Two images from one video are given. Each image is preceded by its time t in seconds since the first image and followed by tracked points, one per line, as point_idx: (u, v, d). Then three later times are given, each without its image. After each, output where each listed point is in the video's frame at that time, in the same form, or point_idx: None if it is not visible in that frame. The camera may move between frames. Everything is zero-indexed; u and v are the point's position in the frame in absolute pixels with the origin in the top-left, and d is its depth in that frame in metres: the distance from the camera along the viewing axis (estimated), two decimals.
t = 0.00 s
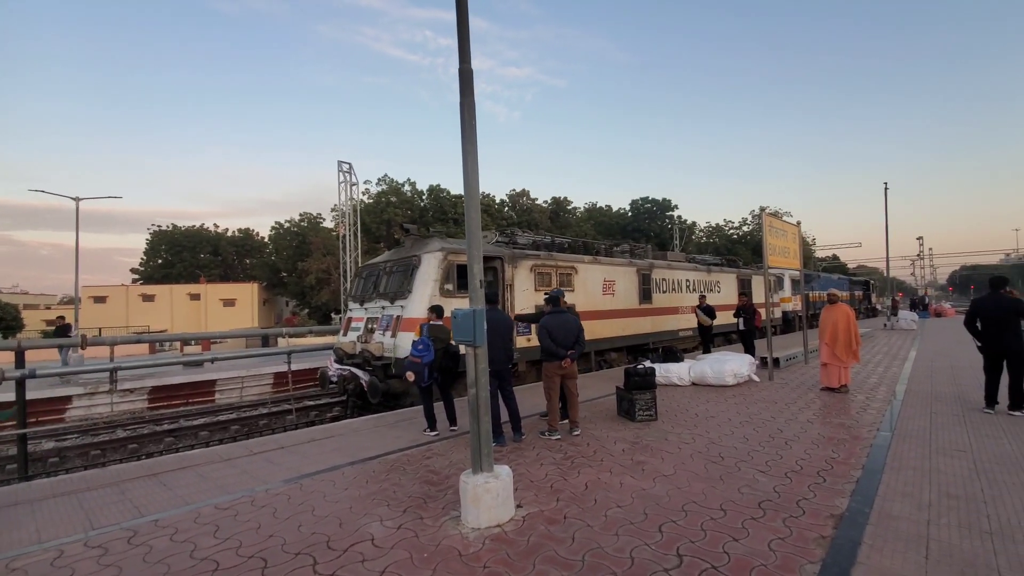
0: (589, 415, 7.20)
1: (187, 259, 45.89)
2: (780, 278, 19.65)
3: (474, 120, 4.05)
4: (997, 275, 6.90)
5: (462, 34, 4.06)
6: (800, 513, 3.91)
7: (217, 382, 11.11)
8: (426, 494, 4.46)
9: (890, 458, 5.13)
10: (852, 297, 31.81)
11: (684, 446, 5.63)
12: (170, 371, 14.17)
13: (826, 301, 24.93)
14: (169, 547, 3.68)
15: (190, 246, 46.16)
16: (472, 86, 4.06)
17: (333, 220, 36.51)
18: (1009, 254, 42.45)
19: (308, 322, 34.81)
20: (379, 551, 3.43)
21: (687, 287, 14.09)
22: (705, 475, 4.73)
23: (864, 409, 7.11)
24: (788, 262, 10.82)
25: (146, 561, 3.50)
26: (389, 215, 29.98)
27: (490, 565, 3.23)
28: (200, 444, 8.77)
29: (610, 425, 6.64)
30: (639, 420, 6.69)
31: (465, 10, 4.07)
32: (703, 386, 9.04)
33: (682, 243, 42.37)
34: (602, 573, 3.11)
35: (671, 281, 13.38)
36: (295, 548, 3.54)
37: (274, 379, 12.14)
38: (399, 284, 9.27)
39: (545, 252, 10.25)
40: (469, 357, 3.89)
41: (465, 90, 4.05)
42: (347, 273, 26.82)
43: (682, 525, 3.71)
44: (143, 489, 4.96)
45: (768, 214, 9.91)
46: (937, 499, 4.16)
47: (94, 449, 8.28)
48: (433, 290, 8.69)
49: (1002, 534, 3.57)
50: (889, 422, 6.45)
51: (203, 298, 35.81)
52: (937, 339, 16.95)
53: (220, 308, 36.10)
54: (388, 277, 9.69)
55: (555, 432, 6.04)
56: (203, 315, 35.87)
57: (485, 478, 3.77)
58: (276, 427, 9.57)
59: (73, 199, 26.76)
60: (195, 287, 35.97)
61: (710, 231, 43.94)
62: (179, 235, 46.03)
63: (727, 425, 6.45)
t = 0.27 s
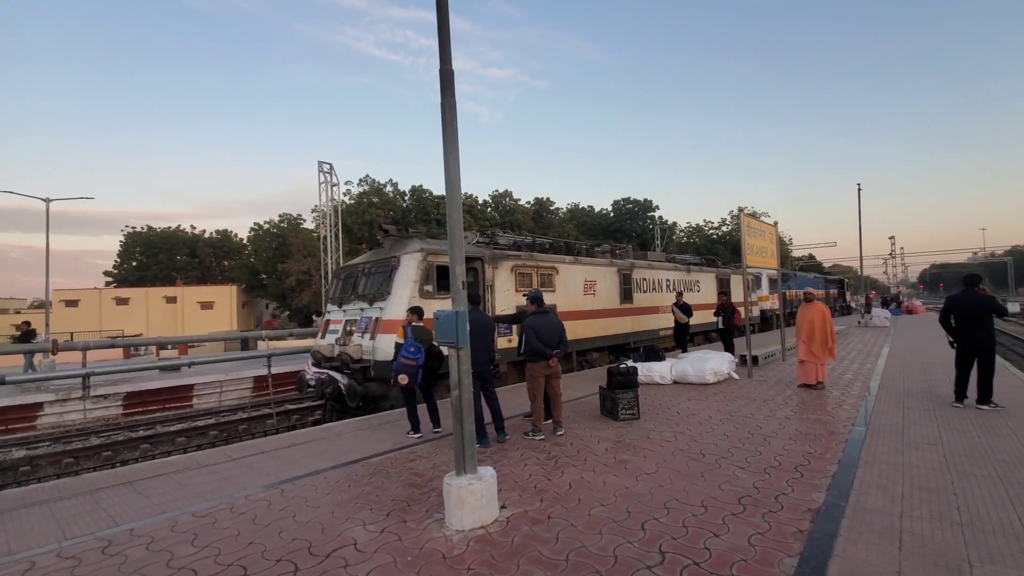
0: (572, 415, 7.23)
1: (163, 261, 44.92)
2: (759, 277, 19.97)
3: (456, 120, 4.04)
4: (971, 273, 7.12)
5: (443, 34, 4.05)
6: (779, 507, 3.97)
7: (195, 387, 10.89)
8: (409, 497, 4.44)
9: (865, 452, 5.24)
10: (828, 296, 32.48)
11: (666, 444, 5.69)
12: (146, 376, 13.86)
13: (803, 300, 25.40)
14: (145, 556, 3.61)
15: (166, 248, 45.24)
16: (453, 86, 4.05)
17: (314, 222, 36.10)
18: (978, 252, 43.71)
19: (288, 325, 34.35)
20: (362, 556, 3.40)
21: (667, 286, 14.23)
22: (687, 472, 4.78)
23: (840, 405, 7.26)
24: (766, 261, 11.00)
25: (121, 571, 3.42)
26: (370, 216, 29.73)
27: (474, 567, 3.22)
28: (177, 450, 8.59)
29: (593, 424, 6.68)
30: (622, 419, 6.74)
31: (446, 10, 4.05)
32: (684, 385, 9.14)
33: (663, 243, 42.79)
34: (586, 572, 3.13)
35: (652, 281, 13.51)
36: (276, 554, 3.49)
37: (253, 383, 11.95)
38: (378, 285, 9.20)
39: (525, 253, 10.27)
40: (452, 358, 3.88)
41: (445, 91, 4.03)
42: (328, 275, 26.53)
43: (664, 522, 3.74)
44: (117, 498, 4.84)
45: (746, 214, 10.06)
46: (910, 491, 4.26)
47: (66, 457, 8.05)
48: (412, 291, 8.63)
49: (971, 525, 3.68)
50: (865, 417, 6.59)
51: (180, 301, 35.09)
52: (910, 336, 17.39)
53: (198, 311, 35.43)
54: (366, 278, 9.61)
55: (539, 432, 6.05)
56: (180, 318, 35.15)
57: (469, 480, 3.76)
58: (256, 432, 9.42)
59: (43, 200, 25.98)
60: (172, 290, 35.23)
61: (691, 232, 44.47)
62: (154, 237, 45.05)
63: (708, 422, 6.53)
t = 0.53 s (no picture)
0: (561, 414, 7.24)
1: (145, 263, 44.19)
2: (744, 276, 20.19)
3: (443, 120, 4.03)
4: (955, 271, 7.25)
5: (430, 34, 4.03)
6: (766, 504, 4.01)
7: (179, 391, 10.72)
8: (399, 499, 4.41)
9: (849, 448, 5.32)
10: (811, 295, 32.92)
11: (655, 443, 5.72)
12: (128, 380, 13.64)
13: (786, 298, 25.72)
14: (129, 564, 3.54)
15: (147, 249, 44.49)
16: (440, 87, 4.03)
17: (300, 223, 35.77)
18: (956, 250, 44.63)
19: (273, 327, 33.98)
20: (351, 560, 3.37)
21: (654, 286, 14.31)
22: (675, 470, 4.81)
23: (824, 401, 7.36)
24: (751, 261, 11.12)
25: None
26: (357, 216, 29.53)
27: (464, 569, 3.21)
28: (160, 456, 8.44)
29: (581, 423, 6.69)
30: (611, 418, 6.76)
31: (432, 10, 4.04)
32: (672, 383, 9.20)
33: (649, 243, 43.07)
34: (576, 572, 3.13)
35: (638, 280, 13.59)
36: (263, 560, 3.45)
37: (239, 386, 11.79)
38: (362, 287, 9.14)
39: (511, 253, 10.27)
40: (441, 359, 3.86)
41: (432, 91, 4.02)
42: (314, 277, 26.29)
43: (654, 521, 3.76)
44: (99, 505, 4.75)
45: (731, 214, 10.16)
46: (893, 486, 4.33)
47: (45, 463, 7.87)
48: (397, 293, 8.57)
49: (953, 518, 3.75)
50: (848, 414, 6.69)
51: (163, 303, 34.55)
52: (891, 333, 17.70)
53: (181, 314, 34.91)
54: (350, 279, 9.54)
55: (529, 433, 6.05)
56: (162, 321, 34.60)
57: (459, 481, 3.75)
58: (242, 436, 9.29)
59: (20, 200, 25.33)
60: (154, 292, 34.67)
61: (677, 232, 44.82)
62: (135, 239, 44.31)
63: (696, 421, 6.58)
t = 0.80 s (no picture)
0: (553, 415, 7.24)
1: (131, 265, 43.62)
2: (733, 277, 20.34)
3: (435, 120, 4.01)
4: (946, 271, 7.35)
5: (422, 34, 4.01)
6: (758, 503, 4.04)
7: (166, 394, 10.59)
8: (391, 502, 4.38)
9: (838, 446, 5.37)
10: (799, 295, 33.23)
11: (647, 443, 5.73)
12: (114, 384, 13.46)
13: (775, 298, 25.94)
14: (116, 571, 3.48)
15: (133, 251, 43.92)
16: (433, 87, 4.02)
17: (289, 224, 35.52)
18: (940, 250, 45.29)
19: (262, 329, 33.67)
20: (344, 564, 3.34)
21: (643, 286, 14.37)
22: (668, 470, 4.82)
23: (814, 401, 7.42)
24: (741, 261, 11.19)
25: None
26: (347, 217, 29.34)
27: (459, 572, 3.19)
28: (147, 460, 8.31)
29: (574, 424, 6.69)
30: (603, 419, 6.77)
31: (424, 10, 4.02)
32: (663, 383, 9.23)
33: (639, 244, 43.27)
34: (571, 573, 3.12)
35: (628, 281, 13.63)
36: (254, 566, 3.41)
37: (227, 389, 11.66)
38: (349, 288, 9.08)
39: (500, 254, 10.26)
40: (434, 361, 3.84)
41: (425, 92, 4.00)
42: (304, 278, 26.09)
43: (647, 521, 3.77)
44: (85, 511, 4.66)
45: (721, 215, 10.22)
46: (883, 483, 4.37)
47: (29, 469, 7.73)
48: (384, 294, 8.52)
49: (941, 515, 3.79)
50: (837, 412, 6.75)
51: (149, 306, 34.10)
52: (878, 333, 17.91)
53: (167, 316, 34.48)
54: (337, 281, 9.47)
55: (521, 434, 6.04)
56: (149, 324, 34.16)
57: (452, 484, 3.72)
58: (231, 439, 9.17)
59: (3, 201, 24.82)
60: (140, 295, 34.22)
61: (667, 232, 45.07)
62: (121, 240, 43.72)
63: (687, 420, 6.61)
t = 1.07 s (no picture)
0: (553, 417, 7.23)
1: (129, 268, 43.55)
2: (732, 277, 20.36)
3: (436, 122, 4.00)
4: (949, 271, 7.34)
5: (422, 36, 4.00)
6: (760, 504, 4.03)
7: (165, 397, 10.55)
8: (392, 505, 4.36)
9: (839, 447, 5.36)
10: (798, 295, 33.26)
11: (648, 444, 5.72)
12: (113, 387, 13.42)
13: (774, 298, 25.97)
14: None
15: (132, 253, 43.87)
16: (433, 88, 4.01)
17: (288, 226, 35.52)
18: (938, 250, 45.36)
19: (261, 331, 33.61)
20: (344, 568, 3.32)
21: (642, 287, 14.37)
22: (669, 471, 4.81)
23: (814, 401, 7.42)
24: (740, 262, 11.19)
25: None
26: (346, 219, 29.30)
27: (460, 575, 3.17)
28: (146, 463, 8.28)
29: (574, 426, 6.68)
30: (604, 420, 6.76)
31: (424, 11, 4.01)
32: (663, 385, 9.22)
33: (638, 245, 43.31)
34: None
35: (626, 282, 13.64)
36: (254, 569, 3.39)
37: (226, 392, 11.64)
38: (345, 290, 9.05)
39: (498, 255, 10.24)
40: (435, 362, 3.82)
41: (425, 93, 3.99)
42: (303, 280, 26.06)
43: (649, 523, 3.76)
44: (83, 515, 4.64)
45: (720, 215, 10.23)
46: (884, 484, 4.36)
47: (26, 473, 7.69)
48: (381, 296, 8.50)
49: (943, 515, 3.78)
50: (837, 413, 6.75)
51: (148, 308, 34.04)
52: (877, 333, 17.93)
53: (166, 319, 34.41)
54: (333, 283, 9.45)
55: (522, 436, 6.02)
56: (148, 326, 34.10)
57: (453, 486, 3.70)
58: (230, 442, 9.14)
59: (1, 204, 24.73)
60: (139, 297, 34.16)
61: (666, 233, 45.12)
62: (119, 242, 43.66)
63: (688, 422, 6.59)
